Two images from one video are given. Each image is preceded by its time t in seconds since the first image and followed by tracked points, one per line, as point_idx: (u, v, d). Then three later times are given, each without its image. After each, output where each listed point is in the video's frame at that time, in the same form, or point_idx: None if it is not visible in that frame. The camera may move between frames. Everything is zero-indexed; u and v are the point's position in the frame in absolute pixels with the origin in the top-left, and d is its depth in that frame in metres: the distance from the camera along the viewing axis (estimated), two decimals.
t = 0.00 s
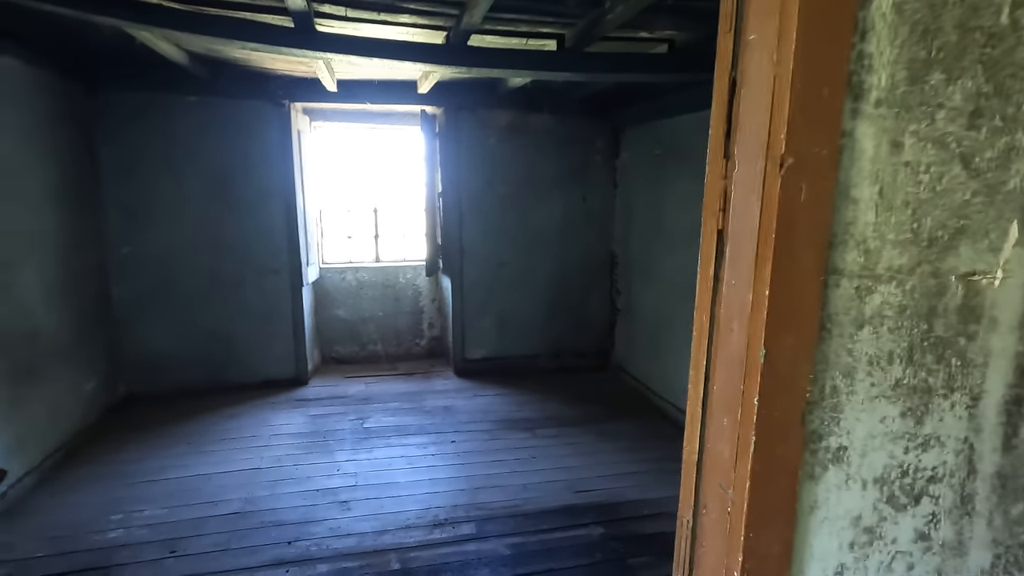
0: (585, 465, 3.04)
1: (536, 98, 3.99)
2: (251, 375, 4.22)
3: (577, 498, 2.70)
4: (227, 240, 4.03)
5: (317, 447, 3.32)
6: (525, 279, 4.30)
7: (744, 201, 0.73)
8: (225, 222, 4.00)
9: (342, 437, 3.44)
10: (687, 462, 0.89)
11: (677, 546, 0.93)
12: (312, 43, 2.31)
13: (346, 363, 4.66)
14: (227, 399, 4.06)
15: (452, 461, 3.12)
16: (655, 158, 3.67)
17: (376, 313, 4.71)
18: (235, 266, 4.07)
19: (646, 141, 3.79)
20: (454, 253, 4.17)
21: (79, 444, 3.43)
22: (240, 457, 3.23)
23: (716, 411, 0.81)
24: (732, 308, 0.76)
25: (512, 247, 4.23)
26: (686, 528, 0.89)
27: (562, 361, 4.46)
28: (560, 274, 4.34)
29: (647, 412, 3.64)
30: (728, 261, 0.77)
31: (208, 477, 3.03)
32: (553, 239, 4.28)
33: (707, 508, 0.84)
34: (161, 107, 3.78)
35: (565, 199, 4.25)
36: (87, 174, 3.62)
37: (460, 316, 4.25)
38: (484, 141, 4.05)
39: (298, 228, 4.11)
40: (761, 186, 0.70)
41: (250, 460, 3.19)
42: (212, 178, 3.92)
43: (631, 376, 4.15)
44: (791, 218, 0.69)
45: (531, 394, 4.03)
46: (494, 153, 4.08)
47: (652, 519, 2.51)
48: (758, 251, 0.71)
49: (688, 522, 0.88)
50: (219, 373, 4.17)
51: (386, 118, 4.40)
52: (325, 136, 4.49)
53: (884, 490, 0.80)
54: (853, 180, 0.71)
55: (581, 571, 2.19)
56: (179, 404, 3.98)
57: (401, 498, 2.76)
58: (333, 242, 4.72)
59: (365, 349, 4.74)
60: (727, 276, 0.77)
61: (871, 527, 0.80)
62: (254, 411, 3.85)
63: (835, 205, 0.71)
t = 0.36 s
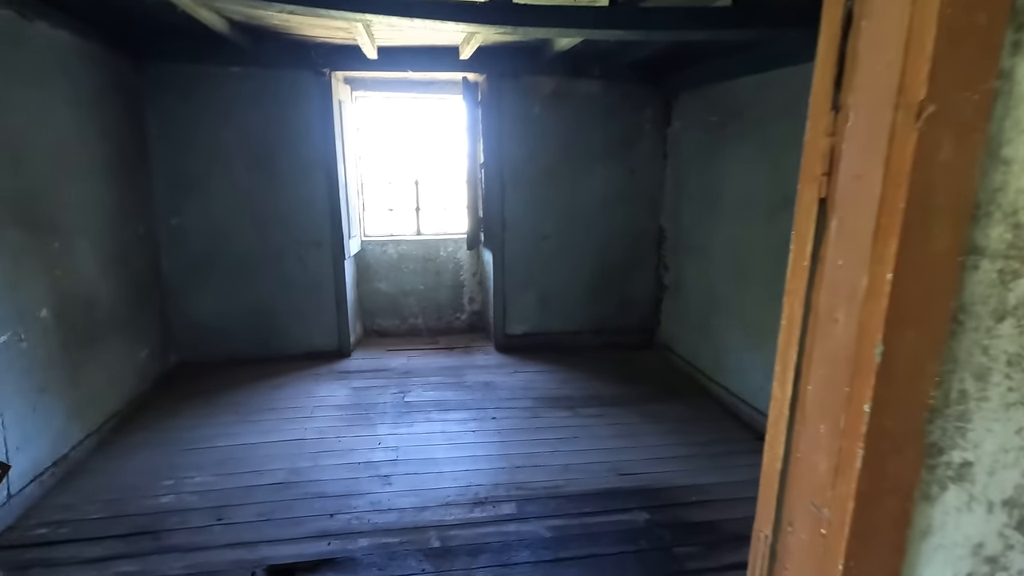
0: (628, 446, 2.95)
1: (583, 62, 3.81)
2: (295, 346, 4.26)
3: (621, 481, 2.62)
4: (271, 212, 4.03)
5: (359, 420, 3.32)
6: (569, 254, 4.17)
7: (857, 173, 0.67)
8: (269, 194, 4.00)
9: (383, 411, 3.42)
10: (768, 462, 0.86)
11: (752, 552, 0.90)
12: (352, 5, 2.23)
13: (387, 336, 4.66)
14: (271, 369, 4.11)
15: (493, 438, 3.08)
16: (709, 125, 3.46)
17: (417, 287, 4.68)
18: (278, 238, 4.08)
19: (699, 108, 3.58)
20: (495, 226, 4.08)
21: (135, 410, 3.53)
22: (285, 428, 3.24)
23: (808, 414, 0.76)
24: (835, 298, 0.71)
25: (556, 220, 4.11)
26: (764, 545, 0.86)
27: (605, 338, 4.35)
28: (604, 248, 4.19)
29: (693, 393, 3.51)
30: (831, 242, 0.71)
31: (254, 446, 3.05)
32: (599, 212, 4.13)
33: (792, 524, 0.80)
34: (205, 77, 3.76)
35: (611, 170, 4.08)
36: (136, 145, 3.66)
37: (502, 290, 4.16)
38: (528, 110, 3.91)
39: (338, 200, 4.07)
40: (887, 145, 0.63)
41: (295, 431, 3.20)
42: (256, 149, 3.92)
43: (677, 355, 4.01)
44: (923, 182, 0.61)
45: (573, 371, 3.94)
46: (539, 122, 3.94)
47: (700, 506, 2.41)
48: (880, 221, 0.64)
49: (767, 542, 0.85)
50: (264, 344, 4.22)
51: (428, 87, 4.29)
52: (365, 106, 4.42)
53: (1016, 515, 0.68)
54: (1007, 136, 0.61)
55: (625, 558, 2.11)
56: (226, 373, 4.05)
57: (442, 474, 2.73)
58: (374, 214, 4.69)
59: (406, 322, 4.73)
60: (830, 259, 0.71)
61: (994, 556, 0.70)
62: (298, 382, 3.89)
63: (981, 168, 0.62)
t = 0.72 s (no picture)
0: (655, 411, 2.85)
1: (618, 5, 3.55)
2: (320, 303, 4.24)
3: (646, 448, 2.53)
4: (292, 165, 3.94)
5: (381, 378, 3.28)
6: (600, 211, 4.01)
7: (983, 94, 0.50)
8: (289, 147, 3.90)
9: (405, 370, 3.38)
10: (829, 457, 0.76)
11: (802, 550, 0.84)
12: None
13: (412, 294, 4.60)
14: (296, 325, 4.10)
15: (515, 400, 3.00)
16: (756, 71, 3.19)
17: (442, 244, 4.58)
18: (300, 193, 4.00)
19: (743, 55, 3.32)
20: (522, 181, 3.92)
21: (163, 363, 3.56)
22: (307, 385, 3.22)
23: (890, 408, 0.63)
24: (939, 264, 0.56)
25: (586, 175, 3.92)
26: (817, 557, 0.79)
27: (634, 300, 4.20)
28: (637, 206, 4.01)
29: (727, 358, 3.37)
30: (936, 193, 0.56)
31: (276, 402, 3.04)
32: (632, 166, 3.92)
33: (854, 545, 0.70)
34: (222, 22, 3.63)
35: (646, 123, 3.85)
36: (154, 95, 3.58)
37: (528, 248, 4.04)
38: (558, 57, 3.69)
39: (360, 154, 3.95)
40: None
41: (317, 387, 3.18)
42: (276, 100, 3.80)
43: (710, 319, 3.85)
44: None
45: (600, 333, 3.82)
46: (569, 70, 3.72)
47: (729, 477, 2.30)
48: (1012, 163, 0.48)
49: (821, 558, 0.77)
50: (289, 299, 4.20)
51: (453, 32, 4.07)
52: (388, 54, 4.24)
53: None
54: None
55: (649, 529, 2.03)
56: (253, 328, 4.06)
57: (462, 436, 2.67)
58: (398, 168, 4.57)
59: (431, 281, 4.66)
60: (934, 213, 0.56)
61: None
62: (322, 338, 3.86)
63: None
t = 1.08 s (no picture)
0: (675, 378, 2.78)
1: None
2: (337, 263, 4.20)
3: (666, 415, 2.47)
4: (309, 121, 3.86)
5: (398, 339, 3.25)
6: (623, 171, 3.87)
7: None
8: (305, 102, 3.81)
9: (422, 332, 3.34)
10: (888, 447, 0.82)
11: (852, 532, 0.92)
12: None
13: (430, 256, 4.54)
14: (313, 285, 4.07)
15: (533, 364, 2.96)
16: (795, 20, 3.00)
17: (460, 205, 4.48)
18: (317, 149, 3.92)
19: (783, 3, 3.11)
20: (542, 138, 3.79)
21: (183, 319, 3.57)
22: (324, 344, 3.20)
23: (969, 381, 0.66)
24: None
25: (610, 132, 3.78)
26: (870, 544, 0.86)
27: (657, 264, 4.09)
28: (662, 166, 3.86)
29: (752, 325, 3.28)
30: None
31: (293, 360, 3.04)
32: (659, 124, 3.77)
33: (915, 536, 0.76)
34: None
35: (673, 78, 3.68)
36: (165, 46, 3.49)
37: (548, 209, 3.94)
38: (581, 6, 3.51)
39: (376, 109, 3.84)
40: None
41: (333, 347, 3.17)
42: (291, 53, 3.70)
43: (736, 285, 3.73)
44: None
45: (620, 297, 3.73)
46: (594, 20, 3.54)
47: (751, 446, 2.24)
48: None
49: (874, 547, 0.85)
50: (307, 258, 4.17)
51: None
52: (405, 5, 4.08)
53: None
54: None
55: (667, 496, 1.99)
56: (271, 286, 4.04)
57: (479, 398, 2.64)
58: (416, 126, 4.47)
59: (449, 242, 4.58)
60: None
61: None
62: (339, 298, 3.84)
63: None
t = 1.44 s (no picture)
0: (689, 344, 2.75)
1: None
2: (350, 229, 4.18)
3: (681, 381, 2.45)
4: (321, 83, 3.80)
5: (410, 303, 3.24)
6: (640, 137, 3.80)
7: None
8: (316, 63, 3.75)
9: (434, 297, 3.32)
10: (925, 364, 0.68)
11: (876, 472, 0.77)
12: None
13: (442, 223, 4.51)
14: (326, 250, 4.06)
15: (545, 329, 2.93)
16: None
17: (473, 171, 4.43)
18: (329, 112, 3.88)
19: None
20: (557, 103, 3.72)
21: (197, 282, 3.58)
22: (335, 307, 3.20)
23: None
24: None
25: (627, 97, 3.70)
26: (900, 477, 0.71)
27: (673, 233, 4.03)
28: (680, 132, 3.78)
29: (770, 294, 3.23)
30: None
31: (305, 322, 3.04)
32: (678, 88, 3.68)
33: (961, 458, 0.62)
34: None
35: (693, 40, 3.57)
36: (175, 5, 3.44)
37: (562, 176, 3.89)
38: None
39: (389, 70, 3.78)
40: None
41: (345, 310, 3.16)
42: (302, 12, 3.63)
43: (754, 255, 3.67)
44: None
45: (634, 266, 3.69)
46: None
47: (766, 412, 2.21)
48: None
49: (909, 476, 0.69)
50: (319, 224, 4.15)
51: None
52: None
53: None
54: None
55: (679, 458, 1.97)
56: (284, 251, 4.04)
57: (490, 361, 2.62)
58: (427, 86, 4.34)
59: (462, 209, 4.54)
60: None
61: None
62: (352, 264, 3.82)
63: None
